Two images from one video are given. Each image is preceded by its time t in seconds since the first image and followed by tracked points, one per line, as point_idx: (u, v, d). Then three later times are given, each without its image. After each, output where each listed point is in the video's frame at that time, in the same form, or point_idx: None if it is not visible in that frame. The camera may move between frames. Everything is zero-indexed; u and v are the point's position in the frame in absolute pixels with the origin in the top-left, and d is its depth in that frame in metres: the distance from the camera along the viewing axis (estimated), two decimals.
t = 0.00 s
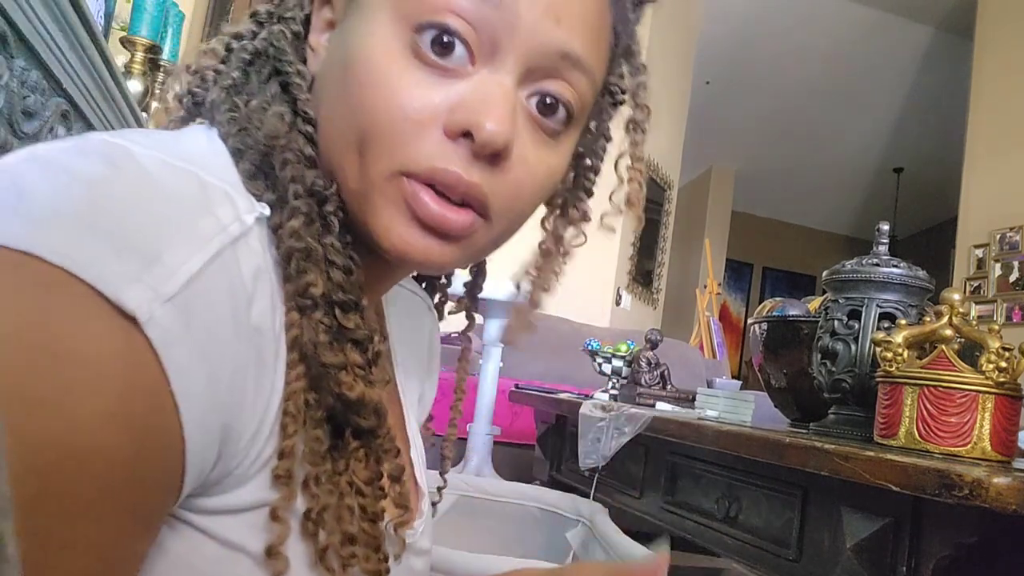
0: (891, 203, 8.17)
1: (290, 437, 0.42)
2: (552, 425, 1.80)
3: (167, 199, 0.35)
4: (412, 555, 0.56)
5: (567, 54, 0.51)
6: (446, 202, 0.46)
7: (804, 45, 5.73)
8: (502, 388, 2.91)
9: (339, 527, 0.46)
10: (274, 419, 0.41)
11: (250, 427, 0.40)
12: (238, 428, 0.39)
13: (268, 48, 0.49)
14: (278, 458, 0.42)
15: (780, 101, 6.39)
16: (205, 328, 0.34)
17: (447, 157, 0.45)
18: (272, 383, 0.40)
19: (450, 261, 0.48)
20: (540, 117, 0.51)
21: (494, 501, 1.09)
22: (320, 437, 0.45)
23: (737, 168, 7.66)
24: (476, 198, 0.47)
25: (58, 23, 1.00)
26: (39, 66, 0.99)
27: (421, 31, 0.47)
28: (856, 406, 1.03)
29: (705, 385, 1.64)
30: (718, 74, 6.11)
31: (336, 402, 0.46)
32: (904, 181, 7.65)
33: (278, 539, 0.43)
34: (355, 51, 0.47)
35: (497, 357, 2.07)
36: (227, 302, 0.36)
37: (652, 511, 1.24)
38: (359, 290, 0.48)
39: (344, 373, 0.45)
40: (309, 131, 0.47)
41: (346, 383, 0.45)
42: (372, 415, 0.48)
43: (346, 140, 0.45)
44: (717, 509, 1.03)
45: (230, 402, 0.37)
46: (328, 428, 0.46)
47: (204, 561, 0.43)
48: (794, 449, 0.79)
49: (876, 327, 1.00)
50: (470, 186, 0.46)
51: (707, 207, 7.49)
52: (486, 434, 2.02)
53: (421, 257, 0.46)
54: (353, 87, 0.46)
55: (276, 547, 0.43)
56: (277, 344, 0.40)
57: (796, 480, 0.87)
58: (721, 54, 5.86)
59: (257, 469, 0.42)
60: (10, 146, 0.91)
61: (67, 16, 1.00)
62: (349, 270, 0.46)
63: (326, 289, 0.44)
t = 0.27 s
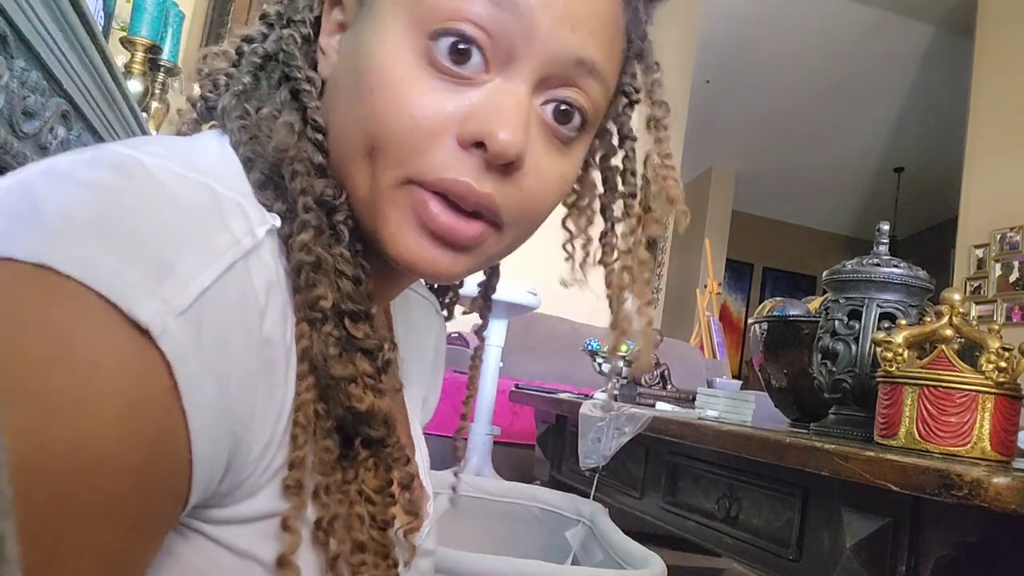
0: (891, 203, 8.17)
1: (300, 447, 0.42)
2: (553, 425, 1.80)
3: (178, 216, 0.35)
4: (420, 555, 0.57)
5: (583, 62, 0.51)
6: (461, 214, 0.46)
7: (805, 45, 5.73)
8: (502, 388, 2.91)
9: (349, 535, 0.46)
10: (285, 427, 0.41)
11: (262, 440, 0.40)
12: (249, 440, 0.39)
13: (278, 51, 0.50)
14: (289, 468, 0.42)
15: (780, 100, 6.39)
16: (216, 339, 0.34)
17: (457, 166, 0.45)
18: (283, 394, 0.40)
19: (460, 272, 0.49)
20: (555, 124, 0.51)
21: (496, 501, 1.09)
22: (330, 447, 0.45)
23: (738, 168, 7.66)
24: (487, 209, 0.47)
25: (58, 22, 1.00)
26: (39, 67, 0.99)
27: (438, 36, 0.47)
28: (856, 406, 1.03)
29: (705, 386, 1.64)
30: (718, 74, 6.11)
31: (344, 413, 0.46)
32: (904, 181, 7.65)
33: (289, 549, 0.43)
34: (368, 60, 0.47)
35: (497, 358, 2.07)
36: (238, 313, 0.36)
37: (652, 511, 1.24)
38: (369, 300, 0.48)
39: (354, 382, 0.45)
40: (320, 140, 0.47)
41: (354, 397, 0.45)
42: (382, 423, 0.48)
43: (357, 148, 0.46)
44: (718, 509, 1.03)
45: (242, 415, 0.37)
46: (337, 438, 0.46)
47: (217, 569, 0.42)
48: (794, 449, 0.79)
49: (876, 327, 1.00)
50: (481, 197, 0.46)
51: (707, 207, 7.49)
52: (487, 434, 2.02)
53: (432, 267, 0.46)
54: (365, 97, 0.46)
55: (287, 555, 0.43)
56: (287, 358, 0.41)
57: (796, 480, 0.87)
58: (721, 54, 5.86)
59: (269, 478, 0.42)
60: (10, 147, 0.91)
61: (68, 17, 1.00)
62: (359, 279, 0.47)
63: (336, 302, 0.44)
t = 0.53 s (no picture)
0: (891, 203, 8.18)
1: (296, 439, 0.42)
2: (553, 425, 1.80)
3: (141, 186, 0.35)
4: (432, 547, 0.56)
5: (589, 45, 0.51)
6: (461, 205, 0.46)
7: (804, 45, 5.73)
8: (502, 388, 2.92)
9: (354, 528, 0.46)
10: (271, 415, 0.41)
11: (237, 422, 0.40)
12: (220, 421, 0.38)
13: (265, 37, 0.50)
14: (288, 461, 0.43)
15: (780, 100, 6.39)
16: (180, 308, 0.34)
17: (453, 156, 0.45)
18: (261, 372, 0.40)
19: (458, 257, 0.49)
20: (559, 107, 0.51)
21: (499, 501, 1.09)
22: (332, 439, 0.45)
23: (738, 168, 7.66)
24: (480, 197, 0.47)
25: (58, 22, 1.00)
26: (38, 66, 0.98)
27: (436, 25, 0.47)
28: (856, 406, 1.04)
29: (705, 385, 1.64)
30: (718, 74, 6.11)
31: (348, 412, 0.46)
32: (904, 181, 7.65)
33: (292, 541, 0.44)
34: (356, 49, 0.46)
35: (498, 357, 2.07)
36: (206, 288, 0.36)
37: (652, 511, 1.24)
38: (371, 290, 0.48)
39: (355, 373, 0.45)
40: (315, 129, 0.47)
41: (350, 395, 0.45)
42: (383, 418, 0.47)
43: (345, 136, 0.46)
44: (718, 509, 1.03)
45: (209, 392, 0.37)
46: (342, 431, 0.46)
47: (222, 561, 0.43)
48: (794, 449, 0.79)
49: (876, 327, 1.00)
50: (481, 191, 0.46)
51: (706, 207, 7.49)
52: (487, 435, 2.02)
53: (428, 250, 0.47)
54: (359, 87, 0.46)
55: (290, 548, 0.44)
56: (266, 342, 0.40)
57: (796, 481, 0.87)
58: (721, 55, 5.87)
59: (266, 468, 0.43)
60: (10, 147, 0.90)
61: (67, 17, 1.00)
62: (359, 271, 0.47)
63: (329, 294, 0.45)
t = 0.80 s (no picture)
0: (891, 203, 8.18)
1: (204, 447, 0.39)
2: (553, 424, 1.80)
3: (1, 151, 0.35)
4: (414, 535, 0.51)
5: (578, 45, 0.46)
6: (433, 196, 0.42)
7: (804, 45, 5.73)
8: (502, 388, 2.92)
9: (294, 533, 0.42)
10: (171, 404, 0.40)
11: (112, 404, 0.38)
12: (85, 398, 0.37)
13: None
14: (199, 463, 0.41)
15: (780, 101, 6.39)
16: None
17: (428, 147, 0.41)
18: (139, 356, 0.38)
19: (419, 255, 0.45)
20: (542, 99, 0.47)
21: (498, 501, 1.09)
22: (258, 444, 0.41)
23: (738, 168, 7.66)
24: (456, 194, 0.42)
25: (56, 21, 1.00)
26: (39, 67, 0.98)
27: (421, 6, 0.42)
28: (856, 406, 1.04)
29: (705, 385, 1.64)
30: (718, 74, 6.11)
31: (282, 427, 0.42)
32: (904, 181, 7.66)
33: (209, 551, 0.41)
34: (326, 21, 0.41)
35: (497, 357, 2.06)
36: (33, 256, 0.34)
37: (652, 511, 1.24)
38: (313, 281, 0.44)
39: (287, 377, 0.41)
40: (258, 107, 0.42)
41: (271, 402, 0.40)
42: (323, 424, 0.43)
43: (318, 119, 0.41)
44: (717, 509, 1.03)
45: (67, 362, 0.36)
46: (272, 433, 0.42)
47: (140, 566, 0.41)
48: (794, 450, 0.79)
49: (876, 327, 1.00)
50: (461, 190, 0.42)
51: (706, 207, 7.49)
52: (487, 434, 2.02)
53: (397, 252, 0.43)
54: (319, 67, 0.41)
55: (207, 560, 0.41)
56: (139, 324, 0.38)
57: (796, 481, 0.87)
58: (721, 55, 5.86)
59: (177, 463, 0.41)
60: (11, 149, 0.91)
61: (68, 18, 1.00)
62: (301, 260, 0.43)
63: (260, 288, 0.41)
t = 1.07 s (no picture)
0: (891, 202, 8.19)
1: (67, 457, 0.34)
2: (553, 424, 1.80)
3: None
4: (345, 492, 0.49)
5: (500, 38, 0.41)
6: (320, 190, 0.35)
7: (804, 46, 5.73)
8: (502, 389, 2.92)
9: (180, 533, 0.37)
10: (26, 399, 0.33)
11: None
12: None
13: None
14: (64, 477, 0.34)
15: (780, 101, 6.39)
16: None
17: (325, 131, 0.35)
18: None
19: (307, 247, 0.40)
20: (456, 91, 0.42)
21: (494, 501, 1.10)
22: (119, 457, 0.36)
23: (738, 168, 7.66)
24: (350, 187, 0.36)
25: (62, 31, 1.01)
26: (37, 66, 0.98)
27: None
28: (856, 406, 1.04)
29: (704, 385, 1.64)
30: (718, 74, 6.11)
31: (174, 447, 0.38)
32: (904, 182, 7.66)
33: None
34: None
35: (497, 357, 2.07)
36: None
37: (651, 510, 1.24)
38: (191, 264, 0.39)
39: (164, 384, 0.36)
40: (132, 68, 0.36)
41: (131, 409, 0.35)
42: (199, 426, 0.38)
43: (187, 95, 0.36)
44: (717, 509, 1.03)
45: None
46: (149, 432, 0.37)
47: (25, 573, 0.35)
48: (794, 449, 0.79)
49: (876, 327, 1.00)
50: (353, 180, 0.36)
51: (707, 207, 7.48)
52: (486, 434, 2.02)
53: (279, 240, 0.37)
54: (193, 27, 0.35)
55: None
56: None
57: (796, 480, 0.87)
58: (721, 55, 5.85)
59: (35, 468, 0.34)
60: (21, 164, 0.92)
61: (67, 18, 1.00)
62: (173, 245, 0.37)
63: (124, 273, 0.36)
